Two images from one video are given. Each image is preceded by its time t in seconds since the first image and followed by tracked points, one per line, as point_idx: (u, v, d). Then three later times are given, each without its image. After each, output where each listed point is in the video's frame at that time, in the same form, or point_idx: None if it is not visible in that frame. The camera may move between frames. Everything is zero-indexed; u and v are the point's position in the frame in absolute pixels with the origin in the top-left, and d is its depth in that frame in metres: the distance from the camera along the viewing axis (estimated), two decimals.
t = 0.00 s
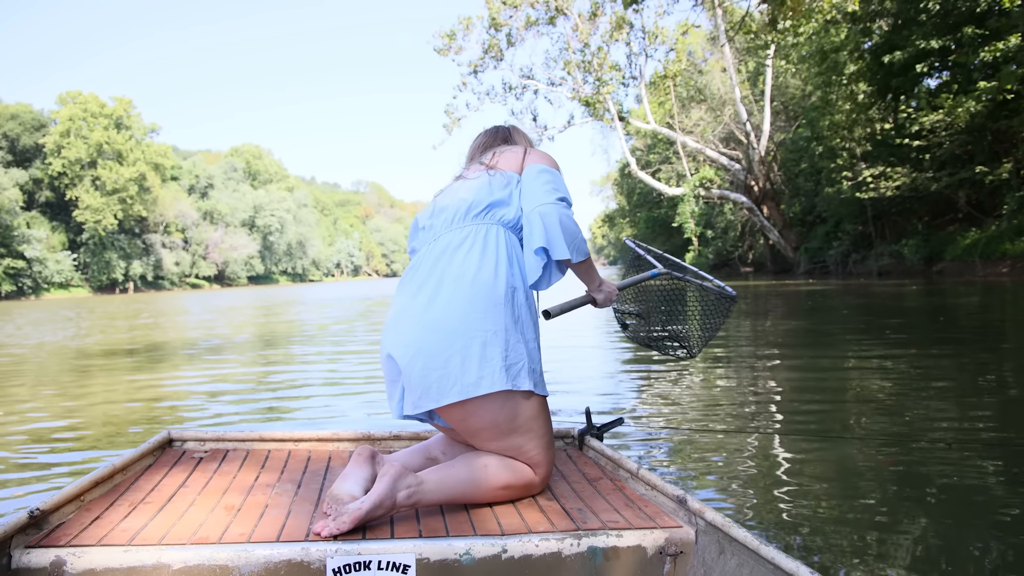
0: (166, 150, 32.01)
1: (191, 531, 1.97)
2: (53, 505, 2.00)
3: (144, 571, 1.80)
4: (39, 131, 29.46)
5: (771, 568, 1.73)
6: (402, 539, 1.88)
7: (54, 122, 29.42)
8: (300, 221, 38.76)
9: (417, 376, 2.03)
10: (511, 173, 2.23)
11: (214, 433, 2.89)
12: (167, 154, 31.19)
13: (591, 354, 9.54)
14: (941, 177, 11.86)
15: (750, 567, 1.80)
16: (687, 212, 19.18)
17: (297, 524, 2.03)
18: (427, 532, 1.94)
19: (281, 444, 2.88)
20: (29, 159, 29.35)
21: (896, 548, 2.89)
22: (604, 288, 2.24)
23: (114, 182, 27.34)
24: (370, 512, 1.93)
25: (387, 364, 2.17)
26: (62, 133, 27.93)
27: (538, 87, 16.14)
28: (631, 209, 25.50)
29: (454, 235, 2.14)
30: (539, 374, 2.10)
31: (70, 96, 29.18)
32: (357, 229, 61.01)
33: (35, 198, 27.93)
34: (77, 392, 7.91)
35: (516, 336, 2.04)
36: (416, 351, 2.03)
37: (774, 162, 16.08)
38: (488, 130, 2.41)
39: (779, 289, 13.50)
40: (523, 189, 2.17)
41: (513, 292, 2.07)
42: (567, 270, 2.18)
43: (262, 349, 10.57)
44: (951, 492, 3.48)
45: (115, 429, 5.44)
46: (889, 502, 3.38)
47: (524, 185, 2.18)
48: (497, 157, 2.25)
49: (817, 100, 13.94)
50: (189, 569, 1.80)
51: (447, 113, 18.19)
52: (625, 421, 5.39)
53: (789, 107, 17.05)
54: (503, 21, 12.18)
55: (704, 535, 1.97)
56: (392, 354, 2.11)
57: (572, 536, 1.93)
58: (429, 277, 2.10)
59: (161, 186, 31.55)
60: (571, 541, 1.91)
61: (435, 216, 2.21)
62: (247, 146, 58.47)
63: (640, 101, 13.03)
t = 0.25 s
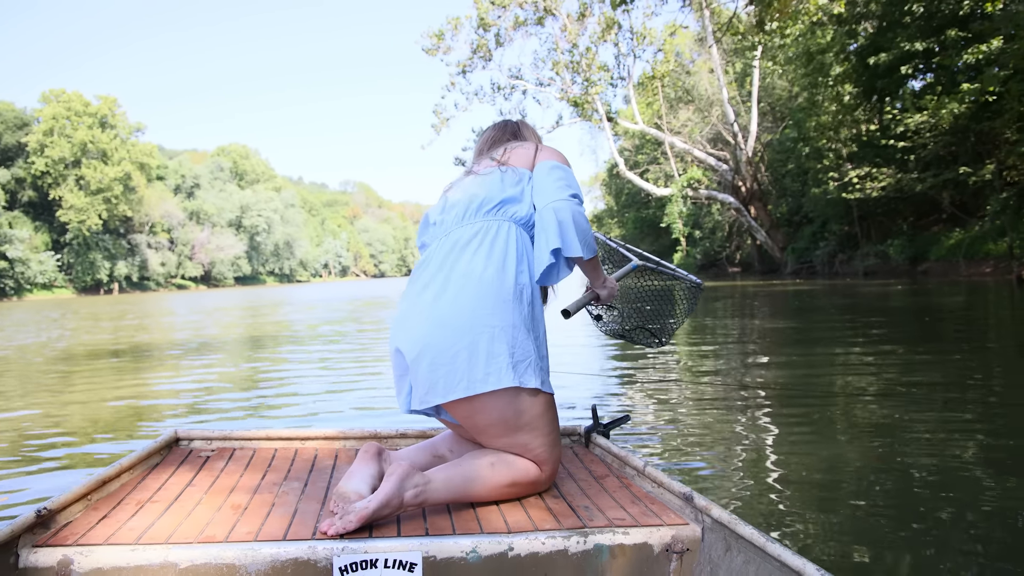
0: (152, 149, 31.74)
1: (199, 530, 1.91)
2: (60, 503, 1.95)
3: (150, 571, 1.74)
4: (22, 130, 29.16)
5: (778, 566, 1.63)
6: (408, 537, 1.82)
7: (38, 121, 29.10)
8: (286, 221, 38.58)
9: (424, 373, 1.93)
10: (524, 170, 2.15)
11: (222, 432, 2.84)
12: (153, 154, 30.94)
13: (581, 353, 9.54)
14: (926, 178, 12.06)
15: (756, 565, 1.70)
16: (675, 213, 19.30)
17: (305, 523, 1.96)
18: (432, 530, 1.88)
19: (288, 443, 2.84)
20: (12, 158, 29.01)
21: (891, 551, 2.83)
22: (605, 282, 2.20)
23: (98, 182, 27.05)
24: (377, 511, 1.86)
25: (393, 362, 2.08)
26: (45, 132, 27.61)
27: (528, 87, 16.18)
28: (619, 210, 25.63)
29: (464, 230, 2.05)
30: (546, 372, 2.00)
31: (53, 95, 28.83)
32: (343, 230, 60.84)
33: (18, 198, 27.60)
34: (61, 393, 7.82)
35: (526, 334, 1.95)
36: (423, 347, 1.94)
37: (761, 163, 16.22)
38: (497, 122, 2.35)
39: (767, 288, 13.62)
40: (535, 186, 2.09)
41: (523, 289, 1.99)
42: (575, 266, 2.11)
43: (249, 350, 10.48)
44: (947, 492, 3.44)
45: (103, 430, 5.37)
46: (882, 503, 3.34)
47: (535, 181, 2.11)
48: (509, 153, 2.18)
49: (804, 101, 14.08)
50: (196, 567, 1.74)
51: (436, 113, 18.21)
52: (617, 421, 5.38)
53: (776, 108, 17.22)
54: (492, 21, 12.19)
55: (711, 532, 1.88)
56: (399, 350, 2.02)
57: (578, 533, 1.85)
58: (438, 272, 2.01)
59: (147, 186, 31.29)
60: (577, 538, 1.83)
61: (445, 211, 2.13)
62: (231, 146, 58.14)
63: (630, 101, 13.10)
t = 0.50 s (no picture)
0: (136, 152, 31.50)
1: (198, 529, 1.88)
2: (57, 501, 1.92)
3: (149, 569, 1.71)
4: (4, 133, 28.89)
5: (778, 568, 1.59)
6: (407, 537, 1.79)
7: (20, 123, 28.83)
8: (271, 225, 38.42)
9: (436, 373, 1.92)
10: (534, 162, 2.12)
11: (221, 430, 2.83)
12: (138, 156, 30.71)
13: (569, 355, 9.55)
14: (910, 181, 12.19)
15: (755, 566, 1.66)
16: (662, 216, 19.39)
17: (305, 521, 1.94)
18: (433, 531, 1.85)
19: (288, 442, 2.82)
20: None
21: (878, 553, 2.80)
22: (611, 274, 2.15)
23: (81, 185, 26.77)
24: (377, 511, 1.84)
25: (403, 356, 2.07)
26: (27, 135, 27.34)
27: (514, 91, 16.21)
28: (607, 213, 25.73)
29: (476, 226, 2.03)
30: (556, 369, 1.99)
31: (36, 97, 28.54)
32: (330, 233, 60.68)
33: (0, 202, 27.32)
34: (43, 397, 7.74)
35: (540, 331, 1.94)
36: (436, 347, 1.93)
37: (746, 166, 16.33)
38: (503, 103, 2.30)
39: (753, 291, 13.71)
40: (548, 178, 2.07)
41: (535, 285, 1.98)
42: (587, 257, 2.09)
43: (236, 353, 10.42)
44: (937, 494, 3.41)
45: (87, 433, 5.32)
46: (872, 505, 3.31)
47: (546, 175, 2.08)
48: (518, 142, 2.13)
49: (789, 105, 14.19)
50: (195, 566, 1.71)
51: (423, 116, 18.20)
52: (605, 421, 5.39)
53: (761, 112, 17.36)
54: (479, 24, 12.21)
55: (709, 534, 1.84)
56: (411, 345, 2.00)
57: (577, 534, 1.82)
58: (451, 270, 1.99)
59: (131, 189, 31.04)
60: (577, 539, 1.80)
61: (455, 203, 2.10)
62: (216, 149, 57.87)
63: (616, 105, 13.16)
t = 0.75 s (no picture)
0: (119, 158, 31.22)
1: (197, 529, 1.88)
2: (56, 502, 1.92)
3: (149, 570, 1.72)
4: None
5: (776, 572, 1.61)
6: (406, 538, 1.79)
7: None
8: (256, 229, 38.22)
9: (465, 380, 1.87)
10: (557, 154, 2.04)
11: (220, 431, 2.81)
12: (120, 162, 30.43)
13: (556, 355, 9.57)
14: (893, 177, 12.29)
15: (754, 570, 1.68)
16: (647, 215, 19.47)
17: (305, 520, 1.93)
18: (431, 532, 1.84)
19: (287, 443, 2.81)
20: None
21: (866, 545, 2.82)
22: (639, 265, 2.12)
23: (63, 193, 26.43)
24: (379, 509, 1.83)
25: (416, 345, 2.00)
26: (6, 142, 27.05)
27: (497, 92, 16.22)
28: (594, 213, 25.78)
29: (500, 226, 1.97)
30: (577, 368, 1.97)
31: (16, 104, 28.22)
32: (316, 237, 60.47)
33: None
34: (27, 407, 7.69)
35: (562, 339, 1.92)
36: (464, 351, 1.87)
37: (730, 165, 16.42)
38: (515, 73, 2.17)
39: (739, 289, 13.78)
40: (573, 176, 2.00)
41: (556, 289, 1.95)
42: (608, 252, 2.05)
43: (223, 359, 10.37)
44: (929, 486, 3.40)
45: (73, 441, 5.28)
46: (862, 498, 3.30)
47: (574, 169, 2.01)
48: (541, 130, 2.04)
49: (772, 103, 14.27)
50: (194, 567, 1.72)
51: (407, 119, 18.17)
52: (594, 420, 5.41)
53: (745, 110, 17.46)
54: (462, 26, 12.21)
55: (709, 536, 1.85)
56: (428, 342, 1.95)
57: (576, 536, 1.82)
58: (478, 271, 1.93)
59: (114, 195, 30.75)
60: (575, 541, 1.80)
61: (478, 193, 2.01)
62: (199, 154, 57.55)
63: (599, 105, 13.18)
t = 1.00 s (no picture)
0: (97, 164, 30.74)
1: (206, 531, 1.86)
2: (67, 505, 1.90)
3: (159, 571, 1.70)
4: None
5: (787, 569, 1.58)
6: (416, 538, 1.76)
7: None
8: (236, 234, 37.89)
9: (454, 389, 1.83)
10: (535, 156, 2.00)
11: (229, 434, 2.78)
12: (97, 168, 29.97)
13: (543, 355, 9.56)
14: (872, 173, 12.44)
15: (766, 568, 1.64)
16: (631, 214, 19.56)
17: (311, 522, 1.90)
18: (440, 531, 1.82)
19: (296, 445, 2.78)
20: None
21: (863, 537, 2.84)
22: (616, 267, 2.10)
23: (40, 200, 25.79)
24: (386, 508, 1.80)
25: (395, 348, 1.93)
26: None
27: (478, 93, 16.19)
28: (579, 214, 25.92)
29: (485, 232, 1.92)
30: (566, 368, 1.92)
31: None
32: (296, 240, 60.08)
33: None
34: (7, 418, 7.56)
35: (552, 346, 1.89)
36: (451, 360, 1.82)
37: (712, 163, 16.54)
38: (497, 69, 2.14)
39: (723, 286, 13.87)
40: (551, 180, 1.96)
41: (544, 295, 1.91)
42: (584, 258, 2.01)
43: (205, 365, 10.25)
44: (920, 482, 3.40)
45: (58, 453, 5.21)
46: (851, 495, 3.31)
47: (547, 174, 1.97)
48: (518, 131, 2.00)
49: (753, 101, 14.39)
50: (204, 569, 1.70)
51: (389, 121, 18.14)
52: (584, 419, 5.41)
53: (726, 109, 17.62)
54: (443, 27, 12.17)
55: (719, 535, 1.82)
56: (416, 348, 1.87)
57: (585, 536, 1.79)
58: (464, 276, 1.87)
59: (92, 202, 30.28)
60: (585, 541, 1.77)
61: (460, 195, 1.95)
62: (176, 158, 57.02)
63: (582, 106, 13.20)
